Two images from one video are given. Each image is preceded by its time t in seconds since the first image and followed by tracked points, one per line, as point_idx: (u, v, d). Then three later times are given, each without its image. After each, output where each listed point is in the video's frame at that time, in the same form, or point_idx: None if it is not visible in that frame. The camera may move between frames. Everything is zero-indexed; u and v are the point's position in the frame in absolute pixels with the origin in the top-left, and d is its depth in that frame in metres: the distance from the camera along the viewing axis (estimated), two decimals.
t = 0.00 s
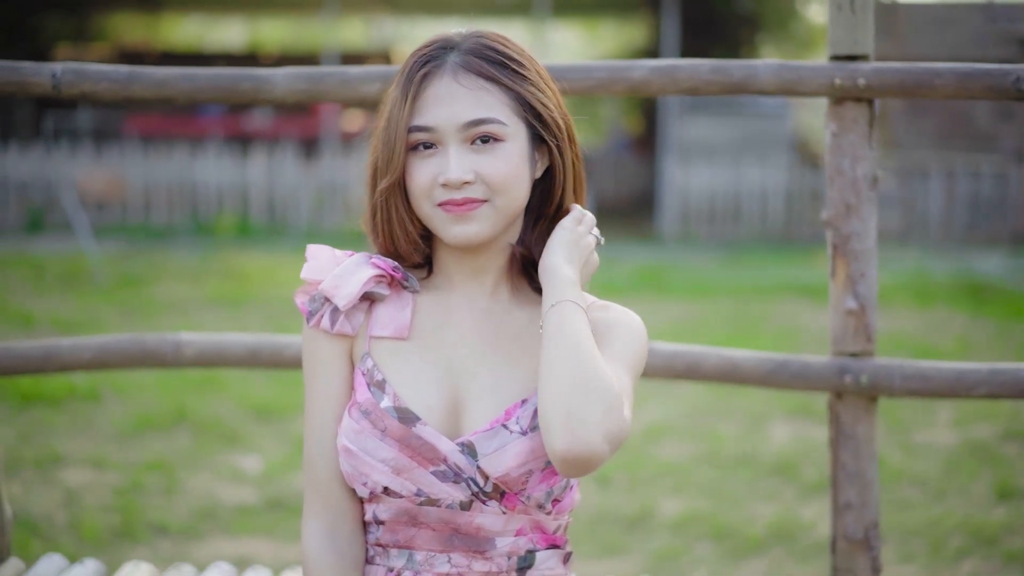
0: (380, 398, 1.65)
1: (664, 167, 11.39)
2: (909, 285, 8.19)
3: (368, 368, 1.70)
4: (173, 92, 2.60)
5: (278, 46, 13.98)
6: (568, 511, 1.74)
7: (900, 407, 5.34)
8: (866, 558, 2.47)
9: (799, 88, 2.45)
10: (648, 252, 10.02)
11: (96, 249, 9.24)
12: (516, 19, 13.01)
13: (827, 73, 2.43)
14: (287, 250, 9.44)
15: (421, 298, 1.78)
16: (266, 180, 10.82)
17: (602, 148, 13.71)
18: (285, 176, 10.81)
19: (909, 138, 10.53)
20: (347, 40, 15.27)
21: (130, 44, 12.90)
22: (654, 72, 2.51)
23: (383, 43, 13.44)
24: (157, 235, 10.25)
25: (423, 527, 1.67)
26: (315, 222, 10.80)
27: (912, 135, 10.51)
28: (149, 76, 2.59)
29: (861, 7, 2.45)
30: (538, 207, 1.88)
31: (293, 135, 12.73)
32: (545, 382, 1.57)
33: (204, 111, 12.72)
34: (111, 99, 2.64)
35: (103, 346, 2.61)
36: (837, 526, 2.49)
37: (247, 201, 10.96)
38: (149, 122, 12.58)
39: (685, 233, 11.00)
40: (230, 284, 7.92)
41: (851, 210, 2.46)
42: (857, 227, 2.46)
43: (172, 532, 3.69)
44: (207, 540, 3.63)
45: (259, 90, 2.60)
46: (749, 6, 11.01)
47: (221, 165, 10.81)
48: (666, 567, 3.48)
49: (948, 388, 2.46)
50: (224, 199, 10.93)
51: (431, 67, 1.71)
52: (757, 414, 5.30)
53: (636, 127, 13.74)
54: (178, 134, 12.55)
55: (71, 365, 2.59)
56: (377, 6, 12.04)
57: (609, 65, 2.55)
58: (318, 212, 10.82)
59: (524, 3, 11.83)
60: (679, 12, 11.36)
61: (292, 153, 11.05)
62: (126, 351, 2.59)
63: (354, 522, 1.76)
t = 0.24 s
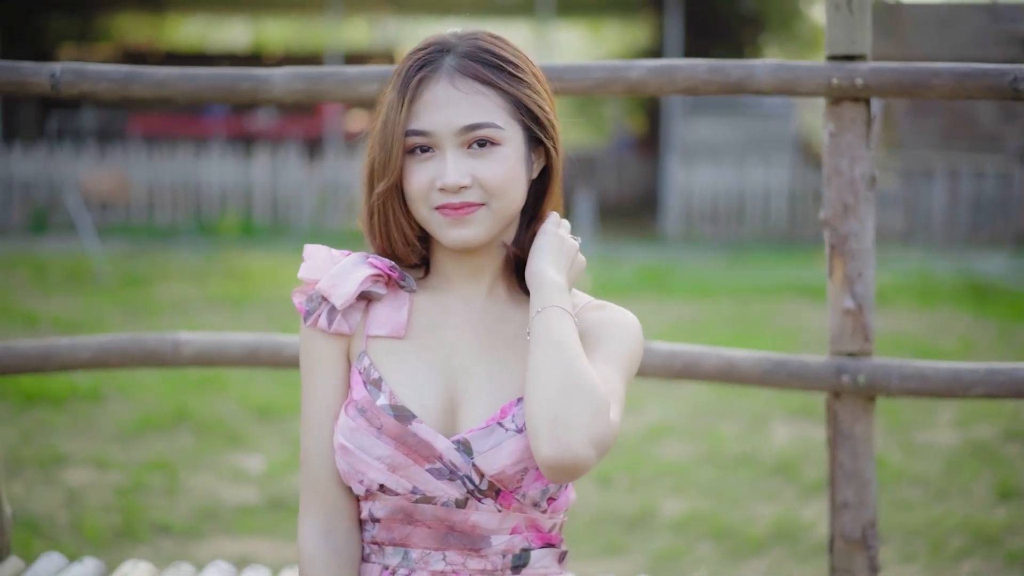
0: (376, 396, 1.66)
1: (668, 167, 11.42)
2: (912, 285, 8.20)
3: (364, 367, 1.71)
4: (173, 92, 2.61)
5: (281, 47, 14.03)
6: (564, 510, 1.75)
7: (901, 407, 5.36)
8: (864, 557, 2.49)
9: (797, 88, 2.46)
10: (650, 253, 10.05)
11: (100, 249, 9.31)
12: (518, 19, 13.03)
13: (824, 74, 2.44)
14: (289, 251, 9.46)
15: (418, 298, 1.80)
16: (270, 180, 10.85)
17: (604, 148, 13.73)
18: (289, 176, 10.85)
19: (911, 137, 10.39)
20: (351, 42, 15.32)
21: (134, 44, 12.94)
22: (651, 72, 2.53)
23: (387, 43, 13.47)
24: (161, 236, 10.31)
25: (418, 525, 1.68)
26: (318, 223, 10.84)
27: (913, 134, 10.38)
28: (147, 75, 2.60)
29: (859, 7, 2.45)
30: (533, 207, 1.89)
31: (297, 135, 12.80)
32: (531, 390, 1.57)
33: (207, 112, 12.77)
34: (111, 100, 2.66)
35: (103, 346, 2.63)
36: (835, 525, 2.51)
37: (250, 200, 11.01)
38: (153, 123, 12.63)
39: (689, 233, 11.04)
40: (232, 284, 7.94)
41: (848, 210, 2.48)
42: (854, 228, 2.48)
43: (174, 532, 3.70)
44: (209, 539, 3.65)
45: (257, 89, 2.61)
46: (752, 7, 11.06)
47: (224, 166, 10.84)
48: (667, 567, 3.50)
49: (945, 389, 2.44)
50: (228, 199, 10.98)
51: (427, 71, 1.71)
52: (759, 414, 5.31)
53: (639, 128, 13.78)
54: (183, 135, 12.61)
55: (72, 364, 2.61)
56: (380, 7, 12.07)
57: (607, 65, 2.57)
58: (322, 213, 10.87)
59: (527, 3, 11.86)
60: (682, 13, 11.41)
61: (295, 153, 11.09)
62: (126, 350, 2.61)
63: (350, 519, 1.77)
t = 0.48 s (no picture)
0: (372, 396, 1.66)
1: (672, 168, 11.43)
2: (916, 286, 8.20)
3: (361, 367, 1.72)
4: (173, 92, 2.61)
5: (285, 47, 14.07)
6: (561, 510, 1.75)
7: (905, 407, 5.36)
8: (863, 557, 2.50)
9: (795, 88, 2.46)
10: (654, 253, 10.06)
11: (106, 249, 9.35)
12: (522, 19, 13.04)
13: (823, 73, 2.44)
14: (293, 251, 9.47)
15: (415, 298, 1.80)
16: (275, 177, 10.88)
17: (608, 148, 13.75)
18: (293, 175, 10.88)
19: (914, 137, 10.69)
20: (356, 42, 15.35)
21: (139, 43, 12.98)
22: (651, 72, 2.52)
23: (391, 43, 13.48)
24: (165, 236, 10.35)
25: (415, 524, 1.69)
26: (323, 222, 10.87)
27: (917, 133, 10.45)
28: (147, 75, 2.60)
29: (857, 8, 2.46)
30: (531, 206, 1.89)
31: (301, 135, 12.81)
32: (523, 405, 1.56)
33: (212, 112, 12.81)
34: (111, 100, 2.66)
35: (104, 345, 2.64)
36: (834, 524, 2.51)
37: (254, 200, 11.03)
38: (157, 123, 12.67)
39: (693, 234, 11.07)
40: (236, 284, 7.94)
41: (847, 209, 2.48)
42: (853, 227, 2.48)
43: (177, 531, 3.72)
44: (212, 538, 3.67)
45: (256, 89, 2.61)
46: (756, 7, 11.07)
47: (228, 166, 10.86)
48: (668, 566, 3.50)
49: (944, 388, 2.43)
50: (232, 199, 11.00)
51: (424, 74, 1.71)
52: (762, 414, 5.32)
53: (643, 128, 13.79)
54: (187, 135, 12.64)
55: (73, 363, 2.62)
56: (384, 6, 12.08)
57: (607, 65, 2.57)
58: (326, 212, 10.90)
59: (531, 3, 11.88)
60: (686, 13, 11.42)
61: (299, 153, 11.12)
62: (127, 349, 2.62)
63: (348, 519, 1.77)
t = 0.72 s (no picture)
0: (369, 397, 1.66)
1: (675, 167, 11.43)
2: (918, 286, 8.21)
3: (359, 368, 1.71)
4: (172, 92, 2.62)
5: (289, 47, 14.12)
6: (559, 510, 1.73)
7: (907, 407, 5.37)
8: (862, 557, 2.48)
9: (794, 87, 2.45)
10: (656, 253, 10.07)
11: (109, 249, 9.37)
12: (525, 19, 13.06)
13: (822, 73, 2.42)
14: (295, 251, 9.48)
15: (413, 299, 1.79)
16: (278, 179, 10.90)
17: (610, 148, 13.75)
18: (297, 175, 10.89)
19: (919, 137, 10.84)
20: (359, 43, 15.37)
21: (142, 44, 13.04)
22: (649, 72, 2.51)
23: (394, 43, 13.49)
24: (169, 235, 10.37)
25: (412, 525, 1.68)
26: (326, 222, 10.88)
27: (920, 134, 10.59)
28: (146, 75, 2.61)
29: (857, 8, 2.44)
30: (528, 206, 1.87)
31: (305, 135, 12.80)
32: (518, 414, 1.54)
33: (216, 111, 12.84)
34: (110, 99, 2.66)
35: (103, 345, 2.64)
36: (833, 524, 2.49)
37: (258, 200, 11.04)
38: (161, 122, 12.70)
39: (696, 233, 11.08)
40: (238, 284, 7.96)
41: (846, 209, 2.45)
42: (852, 227, 2.46)
43: (179, 531, 3.73)
44: (213, 538, 3.68)
45: (256, 89, 2.61)
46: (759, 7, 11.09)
47: (232, 165, 10.89)
48: (670, 567, 3.50)
49: (942, 388, 2.42)
50: (236, 198, 11.02)
51: (422, 77, 1.69)
52: (764, 414, 5.32)
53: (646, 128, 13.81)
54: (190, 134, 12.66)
55: (72, 363, 2.62)
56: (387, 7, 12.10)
57: (606, 64, 2.56)
58: (329, 212, 10.91)
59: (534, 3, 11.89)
60: (689, 13, 11.45)
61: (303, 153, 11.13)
62: (126, 349, 2.62)
63: (346, 520, 1.76)
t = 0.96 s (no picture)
0: (368, 397, 1.64)
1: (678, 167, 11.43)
2: (922, 286, 8.22)
3: (358, 368, 1.70)
4: (173, 92, 2.62)
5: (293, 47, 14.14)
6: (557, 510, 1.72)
7: (911, 407, 5.37)
8: (862, 557, 2.47)
9: (794, 87, 2.44)
10: (660, 253, 10.08)
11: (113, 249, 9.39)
12: (529, 19, 13.07)
13: (822, 73, 2.41)
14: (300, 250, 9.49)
15: (411, 300, 1.78)
16: (283, 178, 10.92)
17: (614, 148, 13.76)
18: (301, 175, 10.90)
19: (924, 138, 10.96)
20: (363, 43, 15.38)
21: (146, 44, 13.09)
22: (649, 72, 2.51)
23: (398, 43, 13.51)
24: (174, 235, 10.40)
25: (410, 526, 1.67)
26: (330, 221, 10.89)
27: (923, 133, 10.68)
28: (147, 75, 2.61)
29: (857, 7, 2.43)
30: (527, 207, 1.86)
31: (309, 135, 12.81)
32: (514, 424, 1.53)
33: (220, 111, 12.86)
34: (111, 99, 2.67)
35: (103, 344, 2.64)
36: (833, 524, 2.48)
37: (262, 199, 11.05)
38: (165, 122, 12.72)
39: (700, 233, 11.09)
40: (242, 283, 7.98)
41: (846, 209, 2.45)
42: (853, 227, 2.45)
43: (183, 530, 3.73)
44: (217, 537, 3.69)
45: (256, 89, 2.62)
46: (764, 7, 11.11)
47: (237, 165, 10.91)
48: (672, 567, 3.50)
49: (943, 388, 2.41)
50: (240, 198, 11.03)
51: (421, 77, 1.67)
52: (768, 414, 5.32)
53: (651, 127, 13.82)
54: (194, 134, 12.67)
55: (72, 363, 2.62)
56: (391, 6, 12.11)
57: (606, 64, 2.56)
58: (334, 212, 10.93)
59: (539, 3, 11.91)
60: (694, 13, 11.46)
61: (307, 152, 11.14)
62: (126, 349, 2.62)
63: (344, 520, 1.75)
